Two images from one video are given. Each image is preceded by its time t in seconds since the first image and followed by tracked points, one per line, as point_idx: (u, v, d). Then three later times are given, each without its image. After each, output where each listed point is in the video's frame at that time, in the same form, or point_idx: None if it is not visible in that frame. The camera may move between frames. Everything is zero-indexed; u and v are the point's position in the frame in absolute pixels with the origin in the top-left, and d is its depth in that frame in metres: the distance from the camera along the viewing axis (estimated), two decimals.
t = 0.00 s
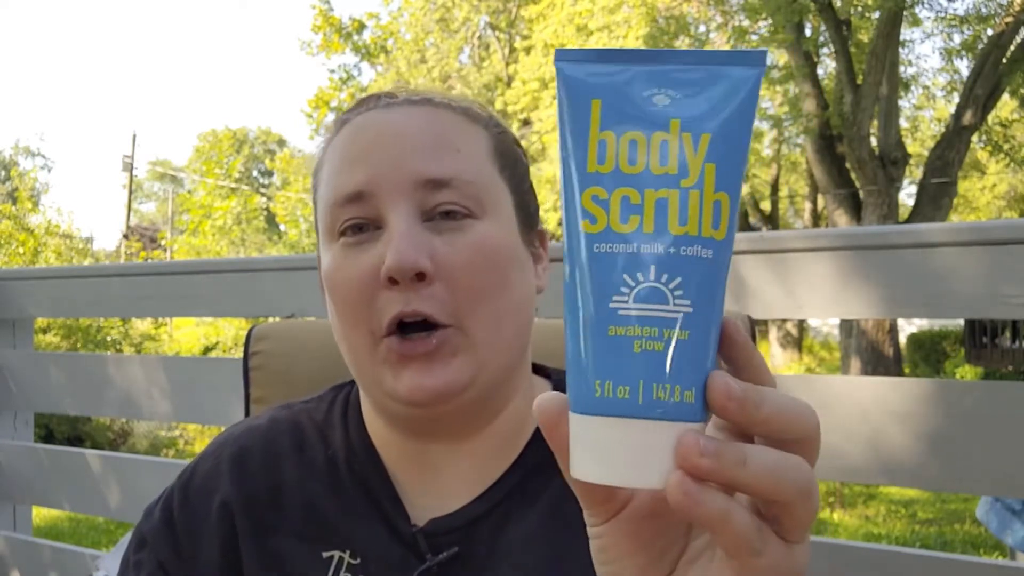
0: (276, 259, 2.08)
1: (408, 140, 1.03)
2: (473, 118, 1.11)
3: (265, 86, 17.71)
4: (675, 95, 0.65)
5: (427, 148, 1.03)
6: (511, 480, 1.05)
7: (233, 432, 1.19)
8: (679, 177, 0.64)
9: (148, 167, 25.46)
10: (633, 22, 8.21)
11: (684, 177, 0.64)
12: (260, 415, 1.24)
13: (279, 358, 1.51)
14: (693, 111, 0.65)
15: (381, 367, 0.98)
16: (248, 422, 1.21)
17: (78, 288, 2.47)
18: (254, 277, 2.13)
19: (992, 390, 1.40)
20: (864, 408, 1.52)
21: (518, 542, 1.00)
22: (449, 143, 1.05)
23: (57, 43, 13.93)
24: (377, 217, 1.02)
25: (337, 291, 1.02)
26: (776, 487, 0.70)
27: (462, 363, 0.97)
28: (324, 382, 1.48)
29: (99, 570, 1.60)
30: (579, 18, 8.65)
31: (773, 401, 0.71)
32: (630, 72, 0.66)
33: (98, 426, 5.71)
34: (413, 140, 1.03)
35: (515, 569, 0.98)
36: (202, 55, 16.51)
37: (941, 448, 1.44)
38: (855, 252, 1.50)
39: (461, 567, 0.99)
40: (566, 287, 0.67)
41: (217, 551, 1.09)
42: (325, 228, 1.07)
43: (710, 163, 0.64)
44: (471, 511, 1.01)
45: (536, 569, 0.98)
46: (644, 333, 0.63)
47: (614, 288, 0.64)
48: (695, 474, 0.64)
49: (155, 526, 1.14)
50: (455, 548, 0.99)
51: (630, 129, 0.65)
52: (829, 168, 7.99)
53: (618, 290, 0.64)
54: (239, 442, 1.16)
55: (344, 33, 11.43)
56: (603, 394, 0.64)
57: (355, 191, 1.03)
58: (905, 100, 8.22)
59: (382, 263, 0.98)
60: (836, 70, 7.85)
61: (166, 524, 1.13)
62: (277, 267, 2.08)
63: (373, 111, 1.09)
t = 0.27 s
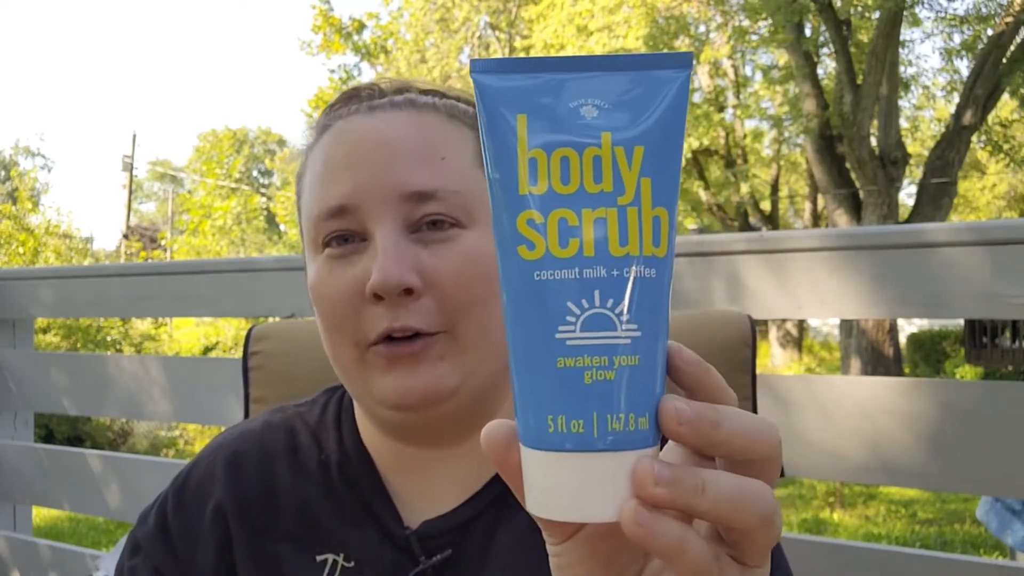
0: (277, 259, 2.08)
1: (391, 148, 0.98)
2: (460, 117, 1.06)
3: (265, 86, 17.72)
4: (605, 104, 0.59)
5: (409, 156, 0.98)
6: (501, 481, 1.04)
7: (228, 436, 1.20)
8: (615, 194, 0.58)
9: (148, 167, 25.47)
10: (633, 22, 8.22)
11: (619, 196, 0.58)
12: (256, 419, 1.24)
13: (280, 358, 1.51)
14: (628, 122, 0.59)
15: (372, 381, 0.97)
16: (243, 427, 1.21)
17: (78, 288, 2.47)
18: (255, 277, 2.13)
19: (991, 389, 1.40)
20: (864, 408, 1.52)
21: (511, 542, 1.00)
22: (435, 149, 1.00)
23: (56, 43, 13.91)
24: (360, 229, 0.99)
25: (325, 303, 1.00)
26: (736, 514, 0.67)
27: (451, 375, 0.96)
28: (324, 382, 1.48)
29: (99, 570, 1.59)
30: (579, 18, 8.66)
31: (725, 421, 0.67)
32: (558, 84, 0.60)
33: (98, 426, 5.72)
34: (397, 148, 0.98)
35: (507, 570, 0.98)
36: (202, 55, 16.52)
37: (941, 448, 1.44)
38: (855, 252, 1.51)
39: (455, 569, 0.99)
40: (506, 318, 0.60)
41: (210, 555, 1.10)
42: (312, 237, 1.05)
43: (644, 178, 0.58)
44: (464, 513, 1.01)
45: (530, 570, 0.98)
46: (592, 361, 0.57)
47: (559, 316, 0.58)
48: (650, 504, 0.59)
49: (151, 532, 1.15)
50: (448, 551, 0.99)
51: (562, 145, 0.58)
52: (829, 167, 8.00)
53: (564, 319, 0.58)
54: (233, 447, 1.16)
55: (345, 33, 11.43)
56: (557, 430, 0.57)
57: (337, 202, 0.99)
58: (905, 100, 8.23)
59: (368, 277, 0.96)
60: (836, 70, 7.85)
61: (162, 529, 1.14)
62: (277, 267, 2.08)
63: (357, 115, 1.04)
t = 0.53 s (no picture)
0: (276, 259, 2.08)
1: (379, 156, 0.98)
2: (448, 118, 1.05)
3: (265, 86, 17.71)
4: (581, 120, 0.57)
5: (397, 163, 0.97)
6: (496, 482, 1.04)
7: (225, 438, 1.20)
8: (592, 212, 0.56)
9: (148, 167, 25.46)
10: (633, 22, 8.23)
11: (597, 214, 0.56)
12: (254, 421, 1.24)
13: (281, 358, 1.51)
14: (604, 138, 0.57)
15: (368, 389, 0.98)
16: (241, 428, 1.21)
17: (78, 288, 2.47)
18: (255, 277, 2.13)
19: (992, 389, 1.40)
20: (865, 409, 1.52)
21: (507, 542, 1.00)
22: (422, 155, 0.99)
23: (56, 43, 13.91)
24: (351, 237, 0.98)
25: (320, 312, 1.00)
26: (719, 533, 0.67)
27: (446, 381, 0.95)
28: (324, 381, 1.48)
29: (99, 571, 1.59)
30: (579, 18, 8.65)
31: (707, 444, 0.67)
32: (530, 99, 0.58)
33: (98, 426, 5.72)
34: (385, 156, 0.98)
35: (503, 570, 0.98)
36: (202, 54, 16.51)
37: (943, 447, 1.43)
38: (854, 252, 1.51)
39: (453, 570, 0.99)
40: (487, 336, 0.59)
41: (209, 556, 1.10)
42: (304, 245, 1.05)
43: (623, 196, 0.56)
44: (462, 513, 1.01)
45: (528, 572, 0.98)
46: (571, 383, 0.56)
47: (537, 337, 0.56)
48: (629, 525, 0.57)
49: (149, 533, 1.15)
50: (446, 552, 0.99)
51: (539, 163, 0.56)
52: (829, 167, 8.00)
53: (541, 340, 0.56)
54: (231, 449, 1.16)
55: (345, 33, 11.42)
56: (534, 452, 0.56)
57: (327, 212, 0.99)
58: (905, 100, 8.23)
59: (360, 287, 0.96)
60: (836, 70, 7.85)
61: (161, 531, 1.14)
62: (277, 267, 2.08)
63: (345, 121, 1.04)
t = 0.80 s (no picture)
0: (276, 259, 2.08)
1: (374, 160, 0.98)
2: (443, 120, 1.05)
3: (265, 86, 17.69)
4: (591, 129, 0.57)
5: (393, 167, 0.97)
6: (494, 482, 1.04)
7: (224, 439, 1.20)
8: (601, 222, 0.56)
9: (148, 167, 25.45)
10: (633, 22, 8.23)
11: (605, 224, 0.56)
12: (252, 421, 1.25)
13: (281, 359, 1.51)
14: (611, 145, 0.57)
15: (368, 392, 0.98)
16: (240, 428, 1.22)
17: (78, 289, 2.47)
18: (255, 277, 2.13)
19: (991, 389, 1.40)
20: (864, 408, 1.52)
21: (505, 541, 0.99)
22: (417, 159, 0.99)
23: (56, 43, 13.91)
24: (348, 242, 0.98)
25: (318, 317, 1.01)
26: (723, 538, 0.67)
27: (444, 385, 0.96)
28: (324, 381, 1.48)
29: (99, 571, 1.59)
30: (580, 18, 8.65)
31: (711, 455, 0.67)
32: (534, 108, 0.58)
33: (98, 426, 5.72)
34: (380, 161, 0.97)
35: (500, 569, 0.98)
36: (202, 54, 16.50)
37: (942, 446, 1.43)
38: (854, 253, 1.51)
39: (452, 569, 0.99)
40: (490, 344, 0.59)
41: (209, 555, 1.10)
42: (301, 250, 1.05)
43: (632, 208, 0.56)
44: (462, 512, 1.01)
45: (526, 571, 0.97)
46: (578, 395, 0.56)
47: (545, 348, 0.56)
48: (634, 534, 0.57)
49: (148, 533, 1.15)
50: (445, 551, 0.99)
51: (546, 173, 0.56)
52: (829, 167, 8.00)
53: (549, 351, 0.56)
54: (230, 450, 1.17)
55: (345, 33, 11.40)
56: (541, 463, 0.56)
57: (323, 218, 0.99)
58: (905, 100, 8.23)
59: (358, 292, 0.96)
60: (836, 70, 7.85)
61: (160, 531, 1.14)
62: (276, 267, 2.08)
63: (341, 125, 1.04)
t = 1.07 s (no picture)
0: (275, 259, 2.08)
1: (373, 162, 0.98)
2: (441, 121, 1.05)
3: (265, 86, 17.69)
4: (597, 129, 0.57)
5: (392, 169, 0.97)
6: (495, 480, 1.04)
7: (223, 437, 1.20)
8: (607, 221, 0.56)
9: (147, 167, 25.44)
10: (632, 22, 8.23)
11: (613, 222, 0.56)
12: (251, 419, 1.25)
13: (282, 358, 1.51)
14: (618, 145, 0.57)
15: (367, 394, 0.98)
16: (239, 426, 1.22)
17: (78, 288, 2.47)
18: (254, 277, 2.13)
19: (991, 388, 1.40)
20: (863, 407, 1.52)
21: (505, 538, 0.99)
22: (416, 161, 0.99)
23: (56, 43, 13.91)
24: (347, 244, 0.98)
25: (316, 320, 1.01)
26: (730, 532, 0.67)
27: (443, 385, 0.96)
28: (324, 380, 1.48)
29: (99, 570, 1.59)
30: (580, 18, 8.63)
31: (718, 447, 0.67)
32: (537, 109, 0.58)
33: (98, 426, 5.72)
34: (379, 161, 0.98)
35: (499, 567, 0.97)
36: (202, 54, 16.50)
37: (941, 446, 1.44)
38: (855, 251, 1.51)
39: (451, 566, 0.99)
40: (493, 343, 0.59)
41: (209, 552, 1.10)
42: (300, 252, 1.05)
43: (637, 207, 0.56)
44: (463, 508, 1.01)
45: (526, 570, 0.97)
46: (587, 392, 0.56)
47: (552, 347, 0.56)
48: (643, 528, 0.57)
49: (147, 530, 1.15)
50: (445, 546, 1.00)
51: (552, 172, 0.56)
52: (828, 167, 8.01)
53: (558, 348, 0.56)
54: (229, 447, 1.17)
55: (345, 33, 11.39)
56: (550, 458, 0.56)
57: (322, 220, 0.99)
58: (905, 100, 8.23)
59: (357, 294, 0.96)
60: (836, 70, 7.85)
61: (159, 528, 1.14)
62: (275, 267, 2.08)
63: (339, 126, 1.03)
